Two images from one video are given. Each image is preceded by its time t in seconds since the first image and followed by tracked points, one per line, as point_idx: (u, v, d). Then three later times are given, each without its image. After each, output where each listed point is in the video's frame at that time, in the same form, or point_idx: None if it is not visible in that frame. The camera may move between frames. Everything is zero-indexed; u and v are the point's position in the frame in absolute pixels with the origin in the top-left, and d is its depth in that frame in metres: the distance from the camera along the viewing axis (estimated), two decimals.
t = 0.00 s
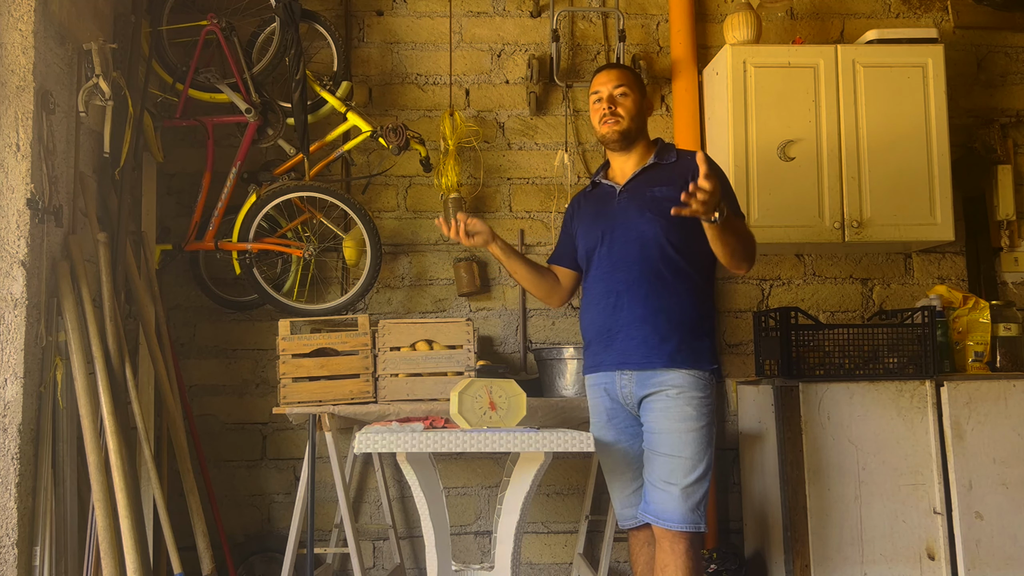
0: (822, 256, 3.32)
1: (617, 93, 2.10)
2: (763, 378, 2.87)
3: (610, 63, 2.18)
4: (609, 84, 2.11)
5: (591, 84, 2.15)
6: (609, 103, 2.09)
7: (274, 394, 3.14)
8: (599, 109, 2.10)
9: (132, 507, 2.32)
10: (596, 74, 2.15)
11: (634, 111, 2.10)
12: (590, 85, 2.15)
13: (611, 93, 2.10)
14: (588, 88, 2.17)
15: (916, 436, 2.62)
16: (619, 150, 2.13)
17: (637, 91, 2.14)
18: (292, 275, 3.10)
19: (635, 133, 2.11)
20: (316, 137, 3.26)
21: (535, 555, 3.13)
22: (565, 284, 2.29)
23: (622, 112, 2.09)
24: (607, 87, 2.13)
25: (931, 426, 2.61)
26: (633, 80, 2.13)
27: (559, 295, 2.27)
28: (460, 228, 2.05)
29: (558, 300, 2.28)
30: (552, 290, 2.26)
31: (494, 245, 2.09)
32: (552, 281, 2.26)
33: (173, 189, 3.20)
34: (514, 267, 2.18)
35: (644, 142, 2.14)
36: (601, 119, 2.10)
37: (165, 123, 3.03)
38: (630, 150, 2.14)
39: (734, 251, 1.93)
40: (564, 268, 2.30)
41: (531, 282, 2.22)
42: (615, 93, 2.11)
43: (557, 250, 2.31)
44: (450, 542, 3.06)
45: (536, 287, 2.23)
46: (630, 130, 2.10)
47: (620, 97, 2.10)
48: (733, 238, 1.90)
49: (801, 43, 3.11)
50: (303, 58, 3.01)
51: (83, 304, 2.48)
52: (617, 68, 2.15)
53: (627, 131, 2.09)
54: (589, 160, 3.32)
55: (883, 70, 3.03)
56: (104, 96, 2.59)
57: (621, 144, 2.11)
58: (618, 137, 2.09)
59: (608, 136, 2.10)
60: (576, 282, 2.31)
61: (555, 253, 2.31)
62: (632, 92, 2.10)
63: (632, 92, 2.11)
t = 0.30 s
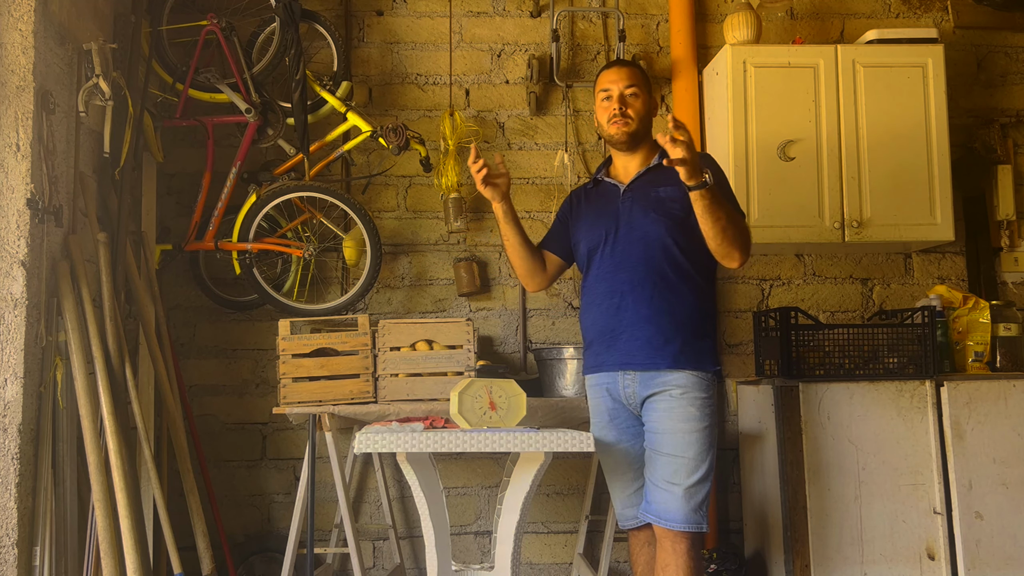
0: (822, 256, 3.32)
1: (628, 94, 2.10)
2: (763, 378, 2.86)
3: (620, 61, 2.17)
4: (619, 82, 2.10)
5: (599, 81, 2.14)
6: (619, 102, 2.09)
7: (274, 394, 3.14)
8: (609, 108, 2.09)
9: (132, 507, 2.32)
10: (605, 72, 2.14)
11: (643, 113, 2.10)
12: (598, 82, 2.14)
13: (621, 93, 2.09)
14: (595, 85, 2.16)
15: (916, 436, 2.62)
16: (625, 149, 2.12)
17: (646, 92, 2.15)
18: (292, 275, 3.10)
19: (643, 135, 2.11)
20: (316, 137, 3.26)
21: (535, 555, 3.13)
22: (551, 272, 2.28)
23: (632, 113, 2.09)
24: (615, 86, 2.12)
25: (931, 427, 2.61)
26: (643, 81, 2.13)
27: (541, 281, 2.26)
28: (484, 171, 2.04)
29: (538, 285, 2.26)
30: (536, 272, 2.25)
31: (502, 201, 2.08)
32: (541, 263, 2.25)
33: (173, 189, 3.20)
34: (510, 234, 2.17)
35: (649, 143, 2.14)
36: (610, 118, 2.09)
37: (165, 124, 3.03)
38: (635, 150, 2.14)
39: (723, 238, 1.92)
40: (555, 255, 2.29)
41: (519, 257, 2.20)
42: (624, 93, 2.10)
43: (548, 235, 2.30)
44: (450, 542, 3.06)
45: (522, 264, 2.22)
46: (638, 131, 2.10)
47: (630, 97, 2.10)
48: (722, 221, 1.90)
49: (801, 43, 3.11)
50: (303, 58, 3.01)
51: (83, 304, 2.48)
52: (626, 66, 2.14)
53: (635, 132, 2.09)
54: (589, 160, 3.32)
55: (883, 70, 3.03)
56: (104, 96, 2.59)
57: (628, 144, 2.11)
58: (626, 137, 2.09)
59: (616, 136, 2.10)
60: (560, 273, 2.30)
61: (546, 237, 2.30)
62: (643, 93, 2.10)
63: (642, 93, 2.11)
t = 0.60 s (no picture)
0: (822, 256, 3.32)
1: (627, 94, 2.08)
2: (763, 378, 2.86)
3: (620, 58, 2.15)
4: (619, 82, 2.09)
5: (599, 80, 2.13)
6: (619, 103, 2.08)
7: (274, 394, 3.14)
8: (609, 108, 2.08)
9: (132, 507, 2.32)
10: (604, 71, 2.13)
11: (643, 113, 2.09)
12: (598, 82, 2.13)
13: (621, 93, 2.08)
14: (595, 84, 2.14)
15: (917, 436, 2.62)
16: (624, 149, 2.11)
17: (646, 90, 2.13)
18: (292, 275, 3.10)
19: (642, 135, 2.10)
20: (316, 137, 3.26)
21: (535, 554, 3.13)
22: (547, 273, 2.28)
23: (632, 114, 2.08)
24: (615, 85, 2.10)
25: (931, 427, 2.61)
26: (643, 80, 2.11)
27: (542, 285, 2.25)
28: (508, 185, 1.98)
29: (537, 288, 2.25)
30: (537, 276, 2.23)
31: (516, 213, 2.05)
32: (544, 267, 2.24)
33: (173, 189, 3.20)
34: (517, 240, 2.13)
35: (649, 143, 2.13)
36: (610, 118, 2.09)
37: (166, 123, 3.03)
38: (635, 149, 2.13)
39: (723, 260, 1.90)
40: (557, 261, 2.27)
41: (523, 263, 2.17)
42: (624, 93, 2.09)
43: (548, 236, 2.28)
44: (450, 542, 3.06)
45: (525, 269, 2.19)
46: (638, 131, 2.08)
47: (630, 97, 2.08)
48: (720, 248, 1.87)
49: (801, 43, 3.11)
50: (303, 58, 3.01)
51: (83, 304, 2.48)
52: (626, 64, 2.12)
53: (635, 132, 2.08)
54: (589, 160, 3.32)
55: (883, 70, 3.03)
56: (104, 96, 2.59)
57: (627, 145, 2.10)
58: (625, 138, 2.08)
59: (615, 136, 2.09)
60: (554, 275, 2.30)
61: (546, 239, 2.28)
62: (643, 93, 2.09)
63: (642, 92, 2.09)
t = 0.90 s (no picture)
0: (822, 256, 3.32)
1: (616, 93, 2.08)
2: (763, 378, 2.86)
3: (613, 56, 2.14)
4: (608, 83, 2.09)
5: (591, 82, 2.13)
6: (609, 104, 2.08)
7: (275, 394, 3.14)
8: (598, 108, 2.09)
9: (132, 507, 2.32)
10: (596, 71, 2.13)
11: (633, 112, 2.09)
12: (590, 83, 2.13)
13: (610, 94, 2.08)
14: (588, 85, 2.15)
15: (917, 436, 2.62)
16: (618, 149, 2.12)
17: (638, 87, 2.12)
18: (292, 274, 3.10)
19: (635, 134, 2.10)
20: (316, 137, 3.26)
21: (535, 555, 3.13)
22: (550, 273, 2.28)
23: (620, 113, 2.08)
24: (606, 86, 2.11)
25: (931, 427, 2.61)
26: (634, 78, 2.10)
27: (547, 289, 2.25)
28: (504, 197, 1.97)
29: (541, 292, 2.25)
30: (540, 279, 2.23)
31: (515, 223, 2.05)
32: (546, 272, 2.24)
33: (173, 189, 3.20)
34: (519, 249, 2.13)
35: (645, 141, 2.13)
36: (600, 118, 2.10)
37: (166, 123, 3.03)
38: (631, 148, 2.13)
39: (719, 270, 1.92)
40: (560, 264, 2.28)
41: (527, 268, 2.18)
42: (614, 93, 2.09)
43: (548, 239, 2.29)
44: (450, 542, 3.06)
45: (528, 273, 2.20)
46: (630, 131, 2.09)
47: (619, 97, 2.08)
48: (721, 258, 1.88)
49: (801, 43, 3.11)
50: (303, 58, 3.01)
51: (83, 304, 2.48)
52: (618, 63, 2.11)
53: (627, 132, 2.09)
54: (589, 160, 3.32)
55: (883, 70, 3.03)
56: (104, 96, 2.59)
57: (621, 145, 2.11)
58: (617, 138, 2.09)
59: (608, 137, 2.10)
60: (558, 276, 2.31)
61: (547, 243, 2.29)
62: (632, 91, 2.08)
63: (633, 91, 2.09)
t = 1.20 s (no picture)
0: (822, 256, 3.32)
1: (599, 93, 2.11)
2: (763, 378, 2.86)
3: (608, 57, 2.18)
4: (592, 84, 2.13)
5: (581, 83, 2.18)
6: (591, 104, 2.11)
7: (275, 394, 3.14)
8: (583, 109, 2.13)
9: (132, 507, 2.32)
10: (586, 73, 2.17)
11: (617, 111, 2.10)
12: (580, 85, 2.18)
13: (592, 95, 2.11)
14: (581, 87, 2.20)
15: (916, 436, 2.62)
16: (608, 149, 2.14)
17: (626, 86, 2.13)
18: (292, 274, 3.10)
19: (620, 133, 2.11)
20: (316, 137, 3.26)
21: (535, 555, 3.13)
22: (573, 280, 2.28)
23: (603, 113, 2.10)
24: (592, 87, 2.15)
25: (931, 426, 2.61)
26: (617, 78, 2.12)
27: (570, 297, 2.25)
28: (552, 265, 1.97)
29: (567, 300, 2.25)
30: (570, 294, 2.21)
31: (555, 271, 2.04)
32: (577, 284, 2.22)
33: (173, 189, 3.20)
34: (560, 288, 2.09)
35: (635, 140, 2.13)
36: (587, 119, 2.14)
37: (166, 124, 3.03)
38: (620, 148, 2.14)
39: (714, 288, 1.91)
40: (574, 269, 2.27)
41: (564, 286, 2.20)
42: (598, 94, 2.12)
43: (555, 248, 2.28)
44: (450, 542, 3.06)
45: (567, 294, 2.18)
46: (612, 130, 2.10)
47: (601, 98, 2.11)
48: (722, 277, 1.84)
49: (801, 43, 3.11)
50: (303, 58, 3.01)
51: (83, 304, 2.48)
52: (606, 64, 2.15)
53: (609, 132, 2.11)
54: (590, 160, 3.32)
55: (883, 70, 3.03)
56: (104, 96, 2.59)
57: (607, 145, 2.13)
58: (600, 138, 2.12)
59: (592, 138, 2.14)
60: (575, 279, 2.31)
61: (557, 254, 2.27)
62: (615, 91, 2.09)
63: (615, 91, 2.10)
